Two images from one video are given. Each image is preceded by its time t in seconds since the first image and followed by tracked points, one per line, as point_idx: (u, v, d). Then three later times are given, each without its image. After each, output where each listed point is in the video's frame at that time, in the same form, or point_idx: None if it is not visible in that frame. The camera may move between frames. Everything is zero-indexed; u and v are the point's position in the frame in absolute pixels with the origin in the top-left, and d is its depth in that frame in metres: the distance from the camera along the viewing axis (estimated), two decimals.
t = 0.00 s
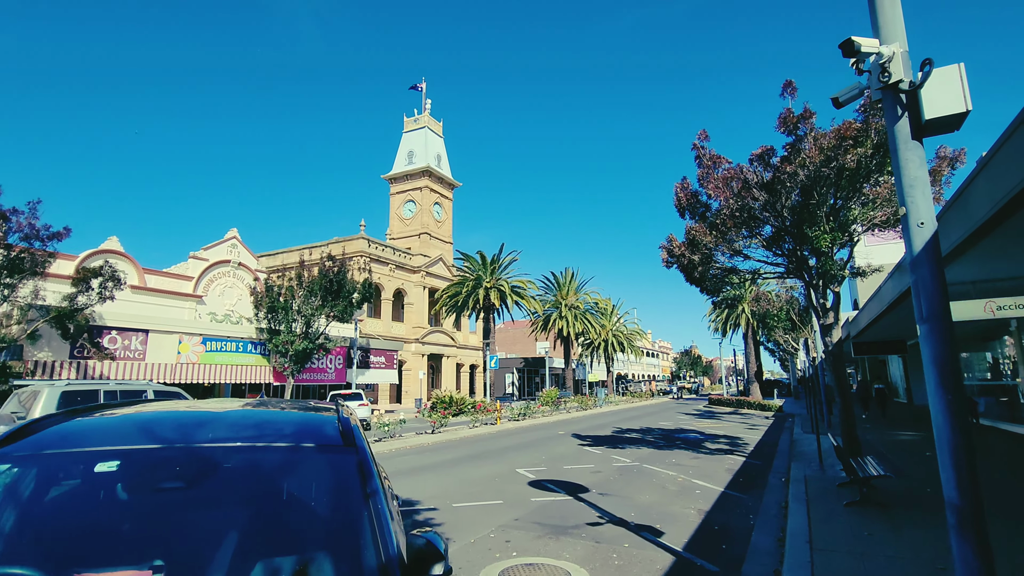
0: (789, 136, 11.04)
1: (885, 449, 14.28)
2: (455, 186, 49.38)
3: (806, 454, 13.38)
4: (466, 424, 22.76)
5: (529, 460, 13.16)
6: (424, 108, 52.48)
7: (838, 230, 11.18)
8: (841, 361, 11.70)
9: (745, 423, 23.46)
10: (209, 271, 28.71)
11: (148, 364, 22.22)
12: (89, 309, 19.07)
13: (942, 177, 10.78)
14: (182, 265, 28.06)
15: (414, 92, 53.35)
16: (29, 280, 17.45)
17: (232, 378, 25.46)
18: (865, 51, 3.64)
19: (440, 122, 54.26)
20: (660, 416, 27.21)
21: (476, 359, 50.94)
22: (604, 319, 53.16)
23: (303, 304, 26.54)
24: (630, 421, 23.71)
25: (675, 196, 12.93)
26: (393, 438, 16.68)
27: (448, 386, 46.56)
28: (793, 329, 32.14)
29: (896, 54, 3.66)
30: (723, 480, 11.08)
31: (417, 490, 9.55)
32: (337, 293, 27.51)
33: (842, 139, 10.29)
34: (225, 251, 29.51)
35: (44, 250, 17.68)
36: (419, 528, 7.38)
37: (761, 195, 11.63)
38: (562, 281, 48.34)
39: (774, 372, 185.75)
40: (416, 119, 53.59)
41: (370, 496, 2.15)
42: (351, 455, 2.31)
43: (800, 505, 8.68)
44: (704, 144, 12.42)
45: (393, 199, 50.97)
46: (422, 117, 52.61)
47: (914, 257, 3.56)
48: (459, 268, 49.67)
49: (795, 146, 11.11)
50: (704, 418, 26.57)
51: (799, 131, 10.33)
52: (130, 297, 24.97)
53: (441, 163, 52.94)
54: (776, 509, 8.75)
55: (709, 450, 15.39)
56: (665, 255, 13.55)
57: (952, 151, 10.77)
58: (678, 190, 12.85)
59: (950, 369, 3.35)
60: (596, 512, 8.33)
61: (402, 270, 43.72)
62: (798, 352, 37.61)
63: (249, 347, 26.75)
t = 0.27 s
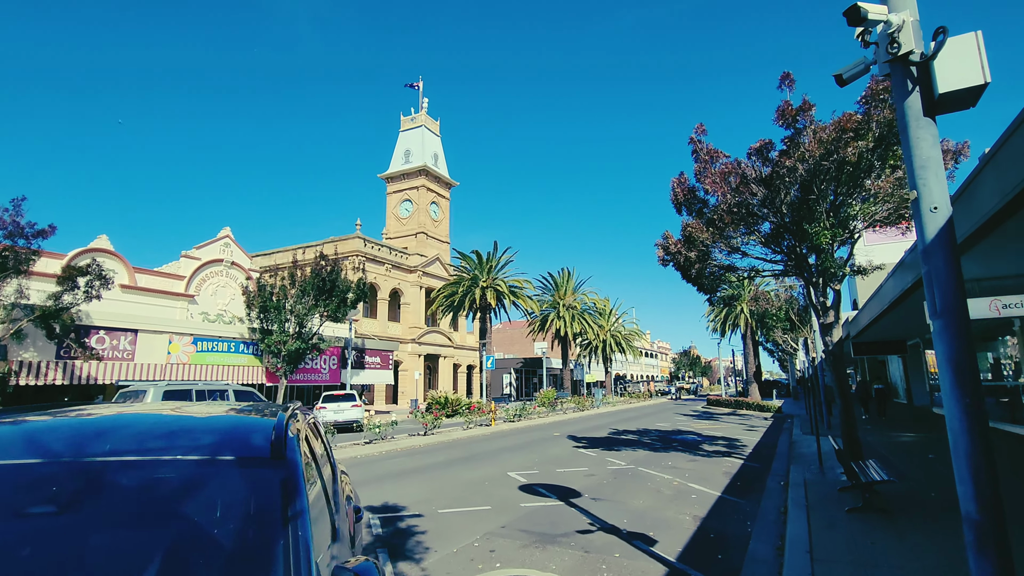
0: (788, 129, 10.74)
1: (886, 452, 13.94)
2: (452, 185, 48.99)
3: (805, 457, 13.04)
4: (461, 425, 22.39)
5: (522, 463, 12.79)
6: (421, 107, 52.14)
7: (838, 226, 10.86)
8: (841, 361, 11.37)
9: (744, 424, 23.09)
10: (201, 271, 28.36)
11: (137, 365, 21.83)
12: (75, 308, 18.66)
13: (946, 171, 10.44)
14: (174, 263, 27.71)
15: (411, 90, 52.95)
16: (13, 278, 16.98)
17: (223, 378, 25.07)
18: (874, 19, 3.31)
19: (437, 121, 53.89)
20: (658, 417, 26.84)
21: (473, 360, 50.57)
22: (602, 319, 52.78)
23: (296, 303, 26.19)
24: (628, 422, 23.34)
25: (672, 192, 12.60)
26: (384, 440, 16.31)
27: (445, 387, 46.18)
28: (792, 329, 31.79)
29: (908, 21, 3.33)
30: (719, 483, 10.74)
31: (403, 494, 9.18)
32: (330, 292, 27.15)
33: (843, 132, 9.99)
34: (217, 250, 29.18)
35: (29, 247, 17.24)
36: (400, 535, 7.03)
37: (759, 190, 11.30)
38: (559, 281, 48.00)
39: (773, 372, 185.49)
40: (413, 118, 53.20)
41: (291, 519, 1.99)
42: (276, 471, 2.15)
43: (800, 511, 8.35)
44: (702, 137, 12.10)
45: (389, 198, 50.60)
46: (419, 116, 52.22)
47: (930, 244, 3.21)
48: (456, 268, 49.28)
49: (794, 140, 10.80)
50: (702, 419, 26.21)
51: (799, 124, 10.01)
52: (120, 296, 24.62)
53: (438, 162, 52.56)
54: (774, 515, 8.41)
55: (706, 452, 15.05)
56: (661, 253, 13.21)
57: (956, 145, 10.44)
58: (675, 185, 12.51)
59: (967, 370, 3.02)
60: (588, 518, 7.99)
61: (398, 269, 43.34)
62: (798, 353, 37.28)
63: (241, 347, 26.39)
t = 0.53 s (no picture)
0: (787, 122, 10.43)
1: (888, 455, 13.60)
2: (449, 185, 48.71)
3: (805, 461, 12.71)
4: (456, 427, 22.06)
5: (514, 467, 12.44)
6: (419, 106, 51.83)
7: (839, 223, 10.56)
8: (842, 362, 11.04)
9: (744, 426, 22.73)
10: (195, 270, 28.06)
11: (127, 366, 21.49)
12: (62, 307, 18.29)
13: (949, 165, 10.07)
14: (167, 263, 27.39)
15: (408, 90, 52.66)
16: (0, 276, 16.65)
17: (215, 380, 24.70)
18: None
19: (435, 121, 53.62)
20: (656, 419, 26.49)
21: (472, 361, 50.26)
22: (601, 320, 52.53)
23: (290, 303, 25.82)
24: (625, 424, 22.99)
25: (669, 188, 12.29)
26: (375, 443, 15.97)
27: (444, 388, 45.88)
28: (792, 329, 31.47)
29: None
30: (717, 488, 10.41)
31: (389, 500, 8.84)
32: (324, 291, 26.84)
33: (844, 125, 9.68)
34: (211, 250, 28.89)
35: (16, 245, 16.89)
36: (381, 545, 6.69)
37: (758, 185, 11.00)
38: (558, 282, 47.69)
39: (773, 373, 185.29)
40: (410, 118, 52.92)
41: (176, 554, 1.84)
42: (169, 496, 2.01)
43: (800, 518, 8.02)
44: (699, 132, 11.80)
45: (387, 198, 50.28)
46: (417, 116, 51.95)
47: (944, 233, 2.90)
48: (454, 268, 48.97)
49: (793, 134, 10.51)
50: (701, 421, 25.87)
51: (799, 115, 9.72)
52: (111, 296, 24.33)
53: (436, 162, 52.28)
54: (773, 523, 8.09)
55: (704, 455, 14.71)
56: (658, 251, 12.80)
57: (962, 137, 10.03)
58: (672, 181, 12.17)
59: (988, 373, 2.71)
60: (579, 526, 7.66)
61: (395, 270, 43.04)
62: (797, 354, 36.96)
63: (234, 347, 26.06)
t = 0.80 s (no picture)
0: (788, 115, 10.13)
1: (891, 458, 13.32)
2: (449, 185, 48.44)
3: (806, 464, 12.39)
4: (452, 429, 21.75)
5: (507, 470, 12.11)
6: (418, 106, 51.60)
7: (841, 218, 10.26)
8: (844, 363, 10.68)
9: (744, 428, 22.39)
10: (190, 270, 27.80)
11: (119, 366, 21.23)
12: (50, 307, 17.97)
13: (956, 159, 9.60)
14: (161, 263, 27.16)
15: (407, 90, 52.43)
16: None
17: (209, 381, 24.44)
18: None
19: (434, 121, 53.36)
20: (656, 420, 26.17)
21: (471, 361, 49.97)
22: (601, 321, 52.22)
23: (284, 303, 25.62)
24: (624, 426, 22.66)
25: (666, 183, 11.95)
26: (368, 445, 15.68)
27: (442, 388, 45.60)
28: (793, 330, 31.15)
29: None
30: (715, 492, 10.07)
31: (373, 505, 8.52)
32: (320, 291, 26.58)
33: (846, 116, 9.39)
34: (206, 249, 28.66)
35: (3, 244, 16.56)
36: (359, 553, 6.38)
37: (757, 180, 10.70)
38: (558, 282, 47.37)
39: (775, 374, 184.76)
40: (409, 117, 52.67)
41: None
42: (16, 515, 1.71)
43: (801, 525, 7.70)
44: (697, 126, 11.49)
45: (385, 198, 50.05)
46: (416, 115, 51.69)
47: (959, 214, 2.96)
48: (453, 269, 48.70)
49: (794, 127, 10.21)
50: (701, 422, 25.55)
51: (801, 107, 9.42)
52: (104, 296, 24.10)
53: (435, 162, 52.01)
54: (774, 530, 7.76)
55: (702, 458, 14.41)
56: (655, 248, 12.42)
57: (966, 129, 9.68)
58: (669, 176, 11.85)
59: (1008, 367, 2.77)
60: (569, 533, 7.33)
61: (394, 270, 42.77)
62: (799, 354, 36.59)
63: (229, 348, 25.80)
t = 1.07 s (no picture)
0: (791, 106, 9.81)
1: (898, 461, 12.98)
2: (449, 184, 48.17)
3: (810, 467, 12.03)
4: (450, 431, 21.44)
5: (502, 473, 11.78)
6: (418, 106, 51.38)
7: (846, 214, 9.91)
8: (850, 365, 10.30)
9: (746, 430, 22.00)
10: (186, 270, 27.58)
11: (112, 367, 20.99)
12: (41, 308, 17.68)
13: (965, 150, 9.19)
14: (157, 263, 26.95)
15: (407, 90, 52.19)
16: None
17: (204, 382, 24.19)
18: None
19: (434, 121, 53.11)
20: (657, 422, 25.81)
21: (472, 362, 49.67)
22: (603, 321, 51.86)
23: (281, 303, 25.34)
24: (624, 428, 22.32)
25: (665, 178, 11.59)
26: (361, 448, 15.39)
27: (443, 390, 45.31)
28: (796, 330, 30.75)
29: None
30: (715, 498, 9.71)
31: (359, 512, 8.20)
32: (317, 292, 26.30)
33: (851, 107, 9.03)
34: (203, 249, 28.48)
35: None
36: (338, 564, 6.06)
37: (759, 174, 10.37)
38: (559, 283, 47.06)
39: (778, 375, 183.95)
40: (410, 117, 52.43)
41: None
42: None
43: (805, 534, 7.34)
44: (697, 119, 11.11)
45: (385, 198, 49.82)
46: (416, 115, 51.45)
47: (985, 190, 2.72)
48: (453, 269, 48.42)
49: (797, 119, 9.88)
50: (703, 425, 25.19)
51: (804, 97, 9.09)
52: (99, 297, 23.87)
53: (435, 162, 51.74)
54: (776, 539, 7.40)
55: (703, 461, 14.07)
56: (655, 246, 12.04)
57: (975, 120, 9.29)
58: (668, 172, 11.51)
59: None
60: (561, 542, 7.01)
61: (393, 270, 42.51)
62: (802, 355, 36.19)
63: (225, 349, 25.56)
